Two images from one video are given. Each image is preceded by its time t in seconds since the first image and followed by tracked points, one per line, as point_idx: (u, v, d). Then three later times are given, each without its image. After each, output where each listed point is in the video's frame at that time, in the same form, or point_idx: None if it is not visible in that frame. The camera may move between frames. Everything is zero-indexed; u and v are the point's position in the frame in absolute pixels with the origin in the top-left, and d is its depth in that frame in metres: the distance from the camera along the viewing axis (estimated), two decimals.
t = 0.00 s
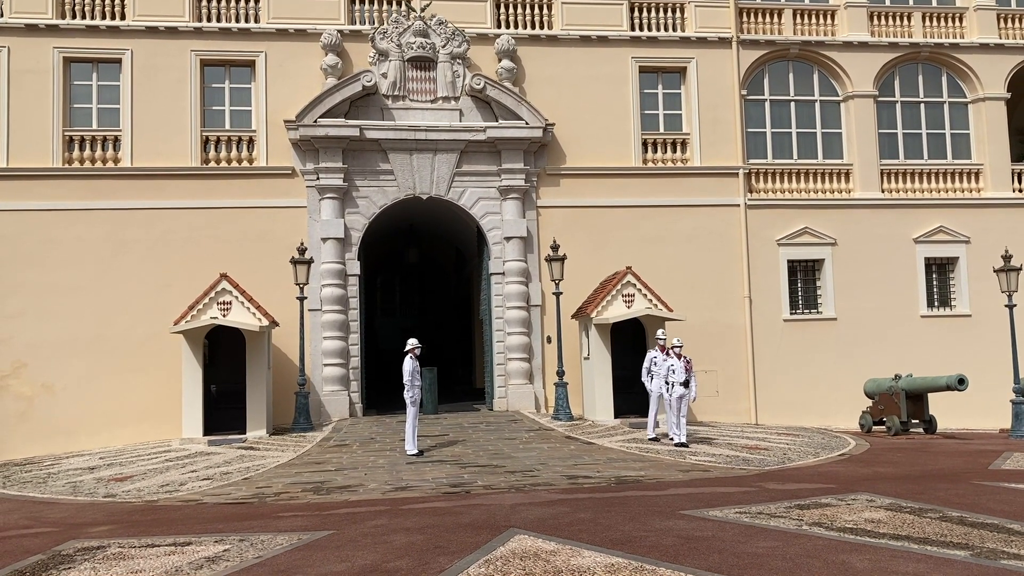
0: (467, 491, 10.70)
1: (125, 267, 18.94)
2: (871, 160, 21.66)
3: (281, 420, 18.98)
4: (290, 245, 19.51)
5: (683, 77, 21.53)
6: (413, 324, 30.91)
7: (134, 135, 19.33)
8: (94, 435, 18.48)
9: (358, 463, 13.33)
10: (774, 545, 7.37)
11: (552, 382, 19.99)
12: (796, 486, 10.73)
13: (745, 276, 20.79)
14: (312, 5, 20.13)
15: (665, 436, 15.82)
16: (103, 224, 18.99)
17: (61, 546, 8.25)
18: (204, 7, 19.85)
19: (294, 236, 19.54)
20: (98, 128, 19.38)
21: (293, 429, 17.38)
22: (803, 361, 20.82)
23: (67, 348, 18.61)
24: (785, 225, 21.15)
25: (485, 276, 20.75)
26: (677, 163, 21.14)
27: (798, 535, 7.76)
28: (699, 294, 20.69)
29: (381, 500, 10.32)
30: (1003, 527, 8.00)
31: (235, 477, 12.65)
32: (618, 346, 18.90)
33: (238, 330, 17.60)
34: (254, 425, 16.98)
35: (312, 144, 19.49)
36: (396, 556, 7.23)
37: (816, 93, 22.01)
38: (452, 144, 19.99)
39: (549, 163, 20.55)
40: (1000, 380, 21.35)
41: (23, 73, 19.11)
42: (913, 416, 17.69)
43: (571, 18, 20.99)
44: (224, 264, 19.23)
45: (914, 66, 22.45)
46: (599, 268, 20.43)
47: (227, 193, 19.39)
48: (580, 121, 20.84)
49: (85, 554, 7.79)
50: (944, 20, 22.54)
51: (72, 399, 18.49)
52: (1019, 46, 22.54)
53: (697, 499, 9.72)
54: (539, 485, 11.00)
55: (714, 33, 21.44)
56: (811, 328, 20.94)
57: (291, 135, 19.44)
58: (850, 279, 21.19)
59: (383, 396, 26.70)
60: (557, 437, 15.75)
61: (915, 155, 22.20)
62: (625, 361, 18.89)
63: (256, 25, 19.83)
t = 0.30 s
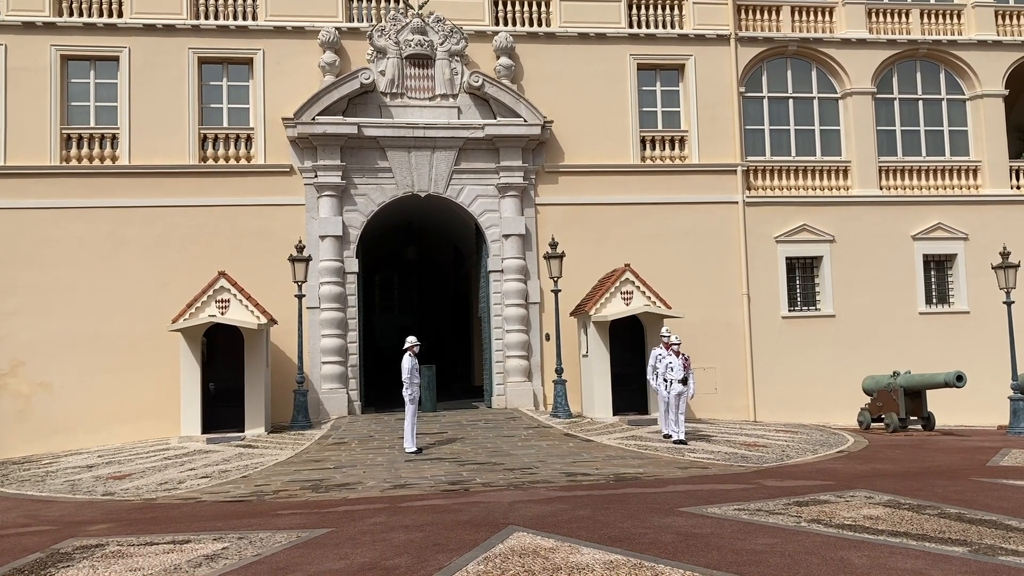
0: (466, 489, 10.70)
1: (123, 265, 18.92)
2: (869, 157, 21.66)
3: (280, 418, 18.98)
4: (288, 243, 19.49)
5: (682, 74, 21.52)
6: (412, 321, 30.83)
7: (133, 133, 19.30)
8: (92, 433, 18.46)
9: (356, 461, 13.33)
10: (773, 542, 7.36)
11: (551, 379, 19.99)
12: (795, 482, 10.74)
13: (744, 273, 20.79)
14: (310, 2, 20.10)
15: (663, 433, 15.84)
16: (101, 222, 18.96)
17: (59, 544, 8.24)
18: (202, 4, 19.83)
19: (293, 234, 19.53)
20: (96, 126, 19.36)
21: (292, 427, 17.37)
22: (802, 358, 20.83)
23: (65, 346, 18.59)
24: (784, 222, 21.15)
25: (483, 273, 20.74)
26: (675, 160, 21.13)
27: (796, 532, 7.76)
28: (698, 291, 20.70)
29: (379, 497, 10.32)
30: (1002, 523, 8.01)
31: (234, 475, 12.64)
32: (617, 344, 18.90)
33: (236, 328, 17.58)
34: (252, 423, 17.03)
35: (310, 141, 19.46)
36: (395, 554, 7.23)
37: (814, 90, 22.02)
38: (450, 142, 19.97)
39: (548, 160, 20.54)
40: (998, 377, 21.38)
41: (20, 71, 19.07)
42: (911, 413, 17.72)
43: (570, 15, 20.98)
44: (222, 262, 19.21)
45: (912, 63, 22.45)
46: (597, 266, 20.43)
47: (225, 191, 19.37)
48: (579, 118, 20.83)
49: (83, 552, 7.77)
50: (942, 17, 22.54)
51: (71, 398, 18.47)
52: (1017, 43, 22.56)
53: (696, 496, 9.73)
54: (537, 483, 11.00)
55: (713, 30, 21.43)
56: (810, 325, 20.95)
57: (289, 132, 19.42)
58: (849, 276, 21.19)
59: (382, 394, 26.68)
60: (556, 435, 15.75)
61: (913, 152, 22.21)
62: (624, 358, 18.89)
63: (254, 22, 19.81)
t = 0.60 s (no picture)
0: (464, 486, 10.70)
1: (122, 262, 18.91)
2: (868, 155, 21.66)
3: (279, 415, 18.99)
4: (286, 241, 19.48)
5: (680, 71, 21.51)
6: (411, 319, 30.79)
7: (131, 130, 19.28)
8: (91, 430, 18.46)
9: (355, 459, 13.33)
10: (772, 540, 7.37)
11: (549, 376, 19.99)
12: (793, 480, 10.75)
13: (743, 271, 20.80)
14: None
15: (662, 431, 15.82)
16: (99, 220, 18.94)
17: (58, 542, 8.24)
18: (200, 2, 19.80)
19: (291, 232, 19.51)
20: (94, 123, 19.33)
21: (291, 425, 17.37)
22: (800, 355, 20.84)
23: (63, 344, 18.57)
24: (782, 220, 21.16)
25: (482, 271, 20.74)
26: (673, 158, 21.13)
27: (794, 529, 7.76)
28: (697, 288, 20.70)
29: (378, 495, 10.32)
30: (999, 520, 8.02)
31: (233, 472, 12.64)
32: (615, 342, 18.91)
33: (235, 326, 17.58)
34: (250, 421, 17.00)
35: (308, 139, 19.44)
36: (394, 551, 7.23)
37: (813, 88, 22.02)
38: (449, 139, 19.96)
39: (546, 158, 20.54)
40: (996, 374, 21.41)
41: (17, 68, 19.04)
42: (909, 410, 17.64)
43: (569, 12, 20.96)
44: (221, 259, 19.20)
45: (910, 60, 22.45)
46: (596, 263, 20.43)
47: (224, 188, 19.35)
48: (577, 115, 20.82)
49: (82, 550, 7.78)
50: (941, 14, 22.54)
51: (70, 395, 18.46)
52: (1017, 40, 22.55)
53: (695, 494, 9.73)
54: (536, 480, 11.00)
55: (712, 27, 21.40)
56: (808, 322, 20.96)
57: (287, 130, 19.39)
58: (847, 273, 21.20)
59: (381, 392, 26.68)
60: (554, 432, 15.76)
61: (911, 149, 22.22)
62: (623, 356, 18.88)
63: (252, 20, 19.79)
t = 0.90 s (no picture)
0: (463, 485, 10.71)
1: (120, 260, 18.89)
2: (867, 153, 21.66)
3: (277, 414, 18.97)
4: (285, 240, 19.46)
5: (679, 70, 21.51)
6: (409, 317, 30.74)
7: (129, 128, 19.27)
8: (89, 428, 18.45)
9: (353, 457, 13.33)
10: (770, 538, 7.38)
11: (548, 375, 20.00)
12: (792, 478, 10.76)
13: (741, 269, 20.80)
14: None
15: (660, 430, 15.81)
16: (97, 218, 18.92)
17: (56, 540, 8.24)
18: None
19: (290, 230, 19.49)
20: (92, 121, 19.32)
21: (289, 423, 17.37)
22: (798, 354, 20.85)
23: (62, 342, 18.56)
24: (781, 218, 21.16)
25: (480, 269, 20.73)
26: (671, 156, 21.14)
27: (793, 528, 7.77)
28: (695, 287, 20.71)
29: (376, 493, 10.32)
30: (997, 519, 8.04)
31: (232, 470, 12.65)
32: (614, 340, 18.91)
33: (233, 324, 17.58)
34: (249, 418, 16.99)
35: (307, 137, 19.44)
36: (393, 550, 7.23)
37: (811, 86, 22.02)
38: (448, 138, 19.96)
39: (545, 156, 20.53)
40: (994, 373, 21.42)
41: (15, 66, 19.01)
42: (907, 409, 17.72)
43: (567, 11, 20.94)
44: (219, 257, 19.18)
45: (909, 59, 22.46)
46: (594, 262, 20.43)
47: (222, 186, 19.34)
48: (576, 114, 20.81)
49: (80, 548, 7.78)
50: (940, 13, 22.55)
51: (69, 393, 18.46)
52: (1015, 39, 22.56)
53: (694, 492, 9.75)
54: (534, 478, 11.00)
55: (710, 26, 21.40)
56: (807, 321, 20.97)
57: (285, 128, 19.34)
58: (846, 272, 21.21)
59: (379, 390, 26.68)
60: (553, 431, 15.76)
61: (910, 148, 22.23)
62: (621, 354, 18.88)
63: (251, 18, 19.77)
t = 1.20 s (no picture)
0: (462, 483, 10.71)
1: (118, 259, 18.88)
2: (865, 153, 21.67)
3: (275, 413, 18.96)
4: (283, 238, 19.46)
5: (678, 69, 21.52)
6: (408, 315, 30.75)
7: (128, 126, 19.25)
8: (87, 427, 18.44)
9: (352, 455, 13.33)
10: (767, 538, 7.38)
11: (547, 374, 20.01)
12: (789, 478, 10.77)
13: (740, 268, 20.81)
14: None
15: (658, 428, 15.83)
16: (95, 216, 18.91)
17: (54, 539, 8.24)
18: None
19: (288, 229, 19.49)
20: (91, 120, 19.31)
21: (288, 422, 17.36)
22: (797, 353, 20.87)
23: (60, 341, 18.54)
24: (780, 218, 21.17)
25: (479, 268, 20.74)
26: (670, 155, 21.14)
27: (791, 527, 7.78)
28: (693, 286, 20.72)
29: (375, 492, 10.32)
30: (995, 518, 8.05)
31: (230, 469, 12.65)
32: (612, 339, 18.92)
33: (231, 323, 17.57)
34: (248, 417, 17.00)
35: (306, 136, 19.42)
36: (391, 549, 7.23)
37: (810, 86, 22.02)
38: (446, 137, 19.95)
39: (544, 155, 20.53)
40: (992, 372, 21.44)
41: (13, 64, 18.99)
42: (905, 408, 17.75)
43: (566, 10, 20.94)
44: (218, 256, 19.18)
45: (908, 58, 22.47)
46: (593, 261, 20.43)
47: (221, 185, 19.33)
48: (575, 113, 20.81)
49: (78, 547, 7.78)
50: (938, 13, 22.57)
51: (67, 392, 18.44)
52: (1014, 39, 22.57)
53: (692, 491, 9.75)
54: (532, 477, 11.01)
55: (709, 25, 21.40)
56: (805, 320, 20.98)
57: (284, 127, 19.36)
58: (844, 271, 21.22)
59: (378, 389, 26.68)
60: (551, 430, 15.75)
61: (908, 148, 22.23)
62: (619, 353, 18.89)
63: (249, 16, 19.76)
